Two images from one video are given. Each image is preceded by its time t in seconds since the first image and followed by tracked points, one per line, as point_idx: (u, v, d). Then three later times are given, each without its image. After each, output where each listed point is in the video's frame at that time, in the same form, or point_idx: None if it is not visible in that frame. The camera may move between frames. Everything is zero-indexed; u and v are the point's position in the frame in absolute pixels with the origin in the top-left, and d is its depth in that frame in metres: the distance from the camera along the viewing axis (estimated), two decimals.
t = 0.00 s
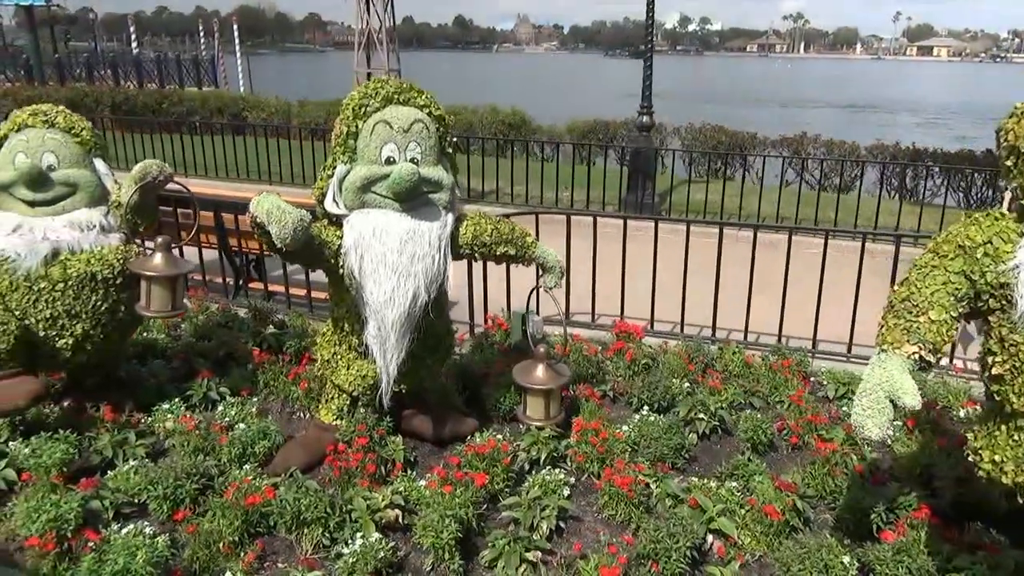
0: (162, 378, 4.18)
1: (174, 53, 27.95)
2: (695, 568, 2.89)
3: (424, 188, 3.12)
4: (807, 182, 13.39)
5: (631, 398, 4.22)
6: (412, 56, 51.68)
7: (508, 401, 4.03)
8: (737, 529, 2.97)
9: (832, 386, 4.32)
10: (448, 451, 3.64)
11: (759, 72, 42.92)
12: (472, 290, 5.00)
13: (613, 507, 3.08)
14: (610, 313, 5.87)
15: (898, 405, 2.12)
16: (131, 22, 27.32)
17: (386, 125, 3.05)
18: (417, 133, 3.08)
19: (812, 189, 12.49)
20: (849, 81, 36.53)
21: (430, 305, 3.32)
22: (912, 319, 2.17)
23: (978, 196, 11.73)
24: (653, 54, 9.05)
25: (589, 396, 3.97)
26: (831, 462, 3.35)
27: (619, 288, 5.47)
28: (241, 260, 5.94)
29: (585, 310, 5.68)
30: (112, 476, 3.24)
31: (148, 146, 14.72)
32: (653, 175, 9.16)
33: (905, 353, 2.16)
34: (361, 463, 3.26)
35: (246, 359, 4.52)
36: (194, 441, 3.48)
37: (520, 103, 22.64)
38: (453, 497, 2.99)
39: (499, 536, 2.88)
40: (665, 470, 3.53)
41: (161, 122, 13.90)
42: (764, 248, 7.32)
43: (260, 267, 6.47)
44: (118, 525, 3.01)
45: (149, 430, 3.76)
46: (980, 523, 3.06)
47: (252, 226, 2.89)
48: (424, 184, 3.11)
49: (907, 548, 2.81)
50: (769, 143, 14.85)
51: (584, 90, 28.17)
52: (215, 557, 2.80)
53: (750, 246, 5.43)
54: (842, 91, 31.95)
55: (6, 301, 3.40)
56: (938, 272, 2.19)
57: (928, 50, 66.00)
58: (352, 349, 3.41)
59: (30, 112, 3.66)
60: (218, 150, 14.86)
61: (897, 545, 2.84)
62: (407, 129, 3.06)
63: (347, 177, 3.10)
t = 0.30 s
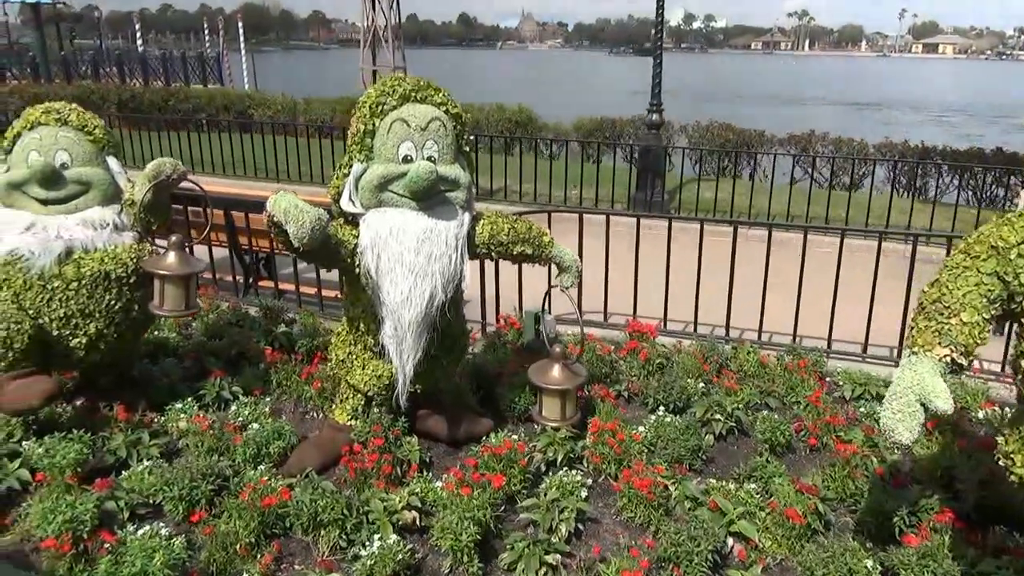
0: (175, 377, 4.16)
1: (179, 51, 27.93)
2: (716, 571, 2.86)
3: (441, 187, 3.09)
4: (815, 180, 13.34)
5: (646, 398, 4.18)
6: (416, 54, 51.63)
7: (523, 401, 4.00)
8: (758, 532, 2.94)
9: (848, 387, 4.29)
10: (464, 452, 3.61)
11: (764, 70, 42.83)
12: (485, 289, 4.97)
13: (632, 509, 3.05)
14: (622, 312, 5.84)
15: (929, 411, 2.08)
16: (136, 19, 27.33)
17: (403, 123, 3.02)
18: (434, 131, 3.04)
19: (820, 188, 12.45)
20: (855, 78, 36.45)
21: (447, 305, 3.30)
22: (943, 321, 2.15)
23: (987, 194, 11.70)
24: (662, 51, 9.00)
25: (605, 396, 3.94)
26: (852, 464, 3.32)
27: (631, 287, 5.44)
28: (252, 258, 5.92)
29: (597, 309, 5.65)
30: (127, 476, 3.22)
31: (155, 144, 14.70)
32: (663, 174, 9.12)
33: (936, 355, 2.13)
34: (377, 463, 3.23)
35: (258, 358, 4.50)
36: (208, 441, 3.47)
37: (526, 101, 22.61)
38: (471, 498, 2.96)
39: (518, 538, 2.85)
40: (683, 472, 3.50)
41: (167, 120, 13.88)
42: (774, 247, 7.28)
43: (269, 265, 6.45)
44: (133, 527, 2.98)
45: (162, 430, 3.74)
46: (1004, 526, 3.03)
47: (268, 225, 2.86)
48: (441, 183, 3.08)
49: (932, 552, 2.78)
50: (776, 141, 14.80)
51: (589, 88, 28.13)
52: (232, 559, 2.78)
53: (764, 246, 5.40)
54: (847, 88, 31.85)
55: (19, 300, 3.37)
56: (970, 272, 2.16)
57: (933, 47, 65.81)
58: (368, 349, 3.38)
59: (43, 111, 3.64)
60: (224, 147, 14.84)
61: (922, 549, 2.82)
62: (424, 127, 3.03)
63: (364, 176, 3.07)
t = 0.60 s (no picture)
0: (186, 377, 4.11)
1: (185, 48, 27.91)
2: None
3: (461, 185, 3.02)
4: (825, 179, 13.24)
5: (664, 401, 4.11)
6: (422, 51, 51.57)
7: (541, 403, 3.93)
8: (785, 540, 2.87)
9: (870, 390, 4.22)
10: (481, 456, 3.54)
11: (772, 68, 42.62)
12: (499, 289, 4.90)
13: (656, 515, 2.99)
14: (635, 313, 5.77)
15: (972, 417, 2.13)
16: (143, 16, 27.33)
17: (423, 120, 2.95)
18: (455, 128, 2.98)
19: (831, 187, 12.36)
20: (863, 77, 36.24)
21: (466, 305, 3.23)
22: (989, 327, 2.21)
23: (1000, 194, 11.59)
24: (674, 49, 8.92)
25: (623, 399, 3.87)
26: (879, 470, 3.25)
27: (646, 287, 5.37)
28: (262, 256, 5.86)
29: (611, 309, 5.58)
30: (139, 478, 3.18)
31: (162, 141, 14.66)
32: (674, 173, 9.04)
33: (981, 363, 2.19)
34: (394, 467, 3.17)
35: (270, 357, 4.45)
36: (220, 442, 3.43)
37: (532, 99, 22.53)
38: (490, 503, 2.90)
39: (540, 545, 2.79)
40: (704, 476, 3.43)
41: (175, 117, 13.84)
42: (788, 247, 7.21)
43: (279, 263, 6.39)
44: (146, 531, 2.93)
45: (174, 431, 3.68)
46: None
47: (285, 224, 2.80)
48: (461, 181, 3.01)
49: (966, 562, 2.71)
50: (785, 140, 14.71)
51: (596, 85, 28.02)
52: (248, 565, 2.72)
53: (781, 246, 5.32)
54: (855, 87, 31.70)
55: (30, 299, 3.33)
56: (1017, 278, 2.21)
57: (940, 46, 65.52)
58: (384, 350, 3.31)
59: (55, 105, 3.59)
60: (231, 144, 14.79)
61: (955, 559, 2.75)
62: (445, 124, 2.96)
63: (382, 173, 3.00)
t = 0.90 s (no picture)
0: (196, 382, 4.00)
1: (189, 44, 27.78)
2: None
3: (484, 186, 2.91)
4: (835, 178, 13.11)
5: (686, 407, 4.00)
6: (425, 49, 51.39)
7: (561, 410, 3.83)
8: (820, 556, 2.76)
9: (897, 397, 4.11)
10: (500, 465, 3.44)
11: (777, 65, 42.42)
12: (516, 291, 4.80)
13: (686, 529, 2.88)
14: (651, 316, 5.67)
15: None
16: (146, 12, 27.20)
17: (446, 119, 2.84)
18: (478, 127, 2.87)
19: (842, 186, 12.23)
20: (869, 74, 36.05)
21: (487, 310, 3.12)
22: None
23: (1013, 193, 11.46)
24: (687, 46, 8.80)
25: (646, 406, 3.76)
26: (914, 482, 3.14)
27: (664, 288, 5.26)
28: (271, 256, 5.76)
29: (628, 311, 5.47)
30: (149, 488, 3.08)
31: (165, 138, 14.54)
32: (686, 171, 8.93)
33: None
34: (414, 478, 3.07)
35: (281, 361, 4.34)
36: (232, 451, 3.33)
37: (538, 97, 22.38)
38: (515, 517, 2.80)
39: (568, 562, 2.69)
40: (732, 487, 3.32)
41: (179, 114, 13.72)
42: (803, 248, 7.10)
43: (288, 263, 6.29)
44: (158, 544, 2.83)
45: (185, 438, 3.59)
46: None
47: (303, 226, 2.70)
48: (484, 182, 2.90)
49: None
50: (794, 138, 14.57)
51: (601, 82, 27.87)
52: None
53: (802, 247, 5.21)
54: (860, 84, 31.53)
55: (38, 302, 3.23)
56: None
57: (944, 44, 65.28)
58: (402, 356, 3.21)
59: (63, 102, 3.49)
60: (235, 141, 14.67)
61: None
62: (468, 122, 2.85)
63: (402, 174, 2.89)
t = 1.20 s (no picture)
0: (204, 389, 3.91)
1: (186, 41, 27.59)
2: None
3: (505, 189, 2.81)
4: (838, 176, 13.03)
5: (706, 415, 3.91)
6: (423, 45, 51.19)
7: (579, 418, 3.73)
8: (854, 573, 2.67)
9: (920, 403, 4.03)
10: (518, 476, 3.35)
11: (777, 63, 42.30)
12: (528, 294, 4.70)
13: (714, 545, 2.80)
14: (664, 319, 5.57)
15: None
16: (144, 9, 27.02)
17: (466, 120, 2.74)
18: (499, 128, 2.77)
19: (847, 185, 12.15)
20: (869, 71, 35.94)
21: (507, 318, 3.03)
22: None
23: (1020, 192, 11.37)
24: (694, 44, 8.70)
25: (666, 414, 3.67)
26: (947, 495, 3.06)
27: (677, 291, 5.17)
28: (276, 258, 5.65)
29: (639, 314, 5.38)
30: (158, 501, 3.01)
31: (163, 136, 14.40)
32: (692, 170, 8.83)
33: None
34: (431, 491, 2.96)
35: (290, 367, 4.24)
36: (243, 462, 3.23)
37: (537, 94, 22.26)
38: (540, 532, 2.71)
39: None
40: (757, 499, 3.24)
41: (177, 112, 13.58)
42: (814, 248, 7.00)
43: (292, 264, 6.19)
44: (168, 562, 2.73)
45: (193, 448, 3.49)
46: None
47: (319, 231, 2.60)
48: (505, 186, 2.80)
49: None
50: (797, 136, 14.48)
51: (601, 79, 27.75)
52: None
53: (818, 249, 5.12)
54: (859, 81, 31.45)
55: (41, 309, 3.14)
56: None
57: (942, 41, 65.21)
58: (418, 365, 3.11)
59: (66, 103, 3.39)
60: (234, 140, 14.54)
61: None
62: (489, 124, 2.75)
63: (420, 177, 2.79)
